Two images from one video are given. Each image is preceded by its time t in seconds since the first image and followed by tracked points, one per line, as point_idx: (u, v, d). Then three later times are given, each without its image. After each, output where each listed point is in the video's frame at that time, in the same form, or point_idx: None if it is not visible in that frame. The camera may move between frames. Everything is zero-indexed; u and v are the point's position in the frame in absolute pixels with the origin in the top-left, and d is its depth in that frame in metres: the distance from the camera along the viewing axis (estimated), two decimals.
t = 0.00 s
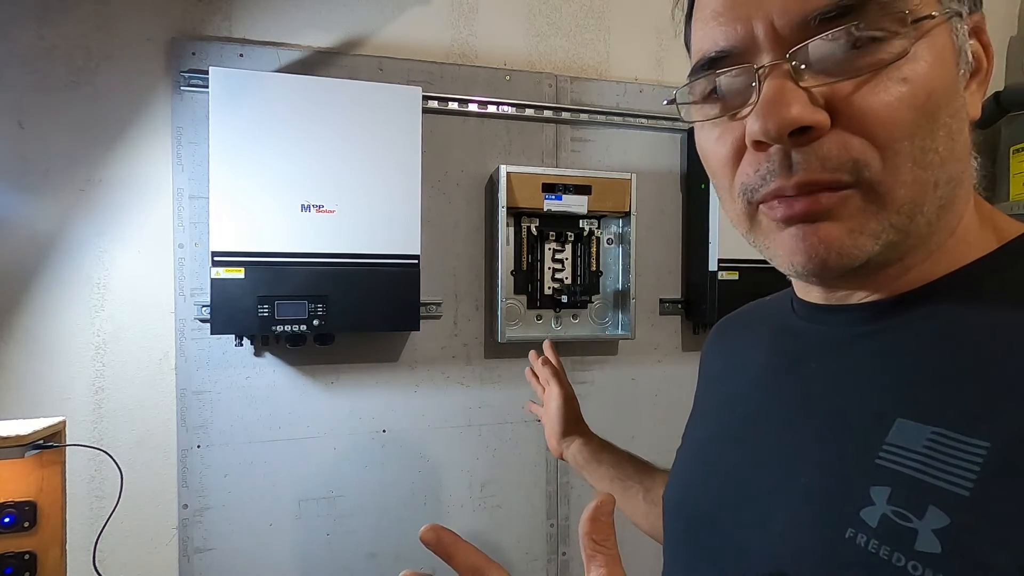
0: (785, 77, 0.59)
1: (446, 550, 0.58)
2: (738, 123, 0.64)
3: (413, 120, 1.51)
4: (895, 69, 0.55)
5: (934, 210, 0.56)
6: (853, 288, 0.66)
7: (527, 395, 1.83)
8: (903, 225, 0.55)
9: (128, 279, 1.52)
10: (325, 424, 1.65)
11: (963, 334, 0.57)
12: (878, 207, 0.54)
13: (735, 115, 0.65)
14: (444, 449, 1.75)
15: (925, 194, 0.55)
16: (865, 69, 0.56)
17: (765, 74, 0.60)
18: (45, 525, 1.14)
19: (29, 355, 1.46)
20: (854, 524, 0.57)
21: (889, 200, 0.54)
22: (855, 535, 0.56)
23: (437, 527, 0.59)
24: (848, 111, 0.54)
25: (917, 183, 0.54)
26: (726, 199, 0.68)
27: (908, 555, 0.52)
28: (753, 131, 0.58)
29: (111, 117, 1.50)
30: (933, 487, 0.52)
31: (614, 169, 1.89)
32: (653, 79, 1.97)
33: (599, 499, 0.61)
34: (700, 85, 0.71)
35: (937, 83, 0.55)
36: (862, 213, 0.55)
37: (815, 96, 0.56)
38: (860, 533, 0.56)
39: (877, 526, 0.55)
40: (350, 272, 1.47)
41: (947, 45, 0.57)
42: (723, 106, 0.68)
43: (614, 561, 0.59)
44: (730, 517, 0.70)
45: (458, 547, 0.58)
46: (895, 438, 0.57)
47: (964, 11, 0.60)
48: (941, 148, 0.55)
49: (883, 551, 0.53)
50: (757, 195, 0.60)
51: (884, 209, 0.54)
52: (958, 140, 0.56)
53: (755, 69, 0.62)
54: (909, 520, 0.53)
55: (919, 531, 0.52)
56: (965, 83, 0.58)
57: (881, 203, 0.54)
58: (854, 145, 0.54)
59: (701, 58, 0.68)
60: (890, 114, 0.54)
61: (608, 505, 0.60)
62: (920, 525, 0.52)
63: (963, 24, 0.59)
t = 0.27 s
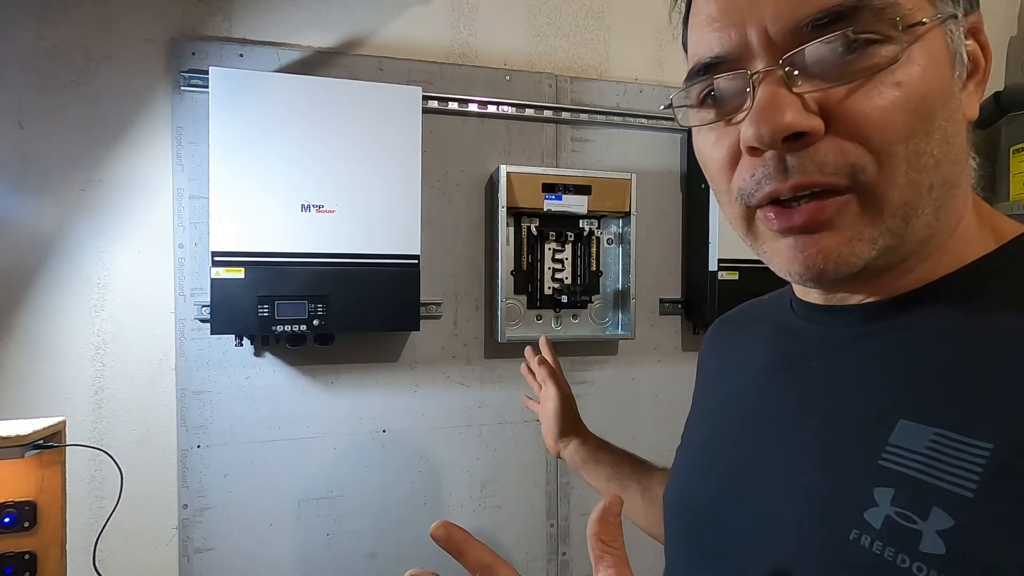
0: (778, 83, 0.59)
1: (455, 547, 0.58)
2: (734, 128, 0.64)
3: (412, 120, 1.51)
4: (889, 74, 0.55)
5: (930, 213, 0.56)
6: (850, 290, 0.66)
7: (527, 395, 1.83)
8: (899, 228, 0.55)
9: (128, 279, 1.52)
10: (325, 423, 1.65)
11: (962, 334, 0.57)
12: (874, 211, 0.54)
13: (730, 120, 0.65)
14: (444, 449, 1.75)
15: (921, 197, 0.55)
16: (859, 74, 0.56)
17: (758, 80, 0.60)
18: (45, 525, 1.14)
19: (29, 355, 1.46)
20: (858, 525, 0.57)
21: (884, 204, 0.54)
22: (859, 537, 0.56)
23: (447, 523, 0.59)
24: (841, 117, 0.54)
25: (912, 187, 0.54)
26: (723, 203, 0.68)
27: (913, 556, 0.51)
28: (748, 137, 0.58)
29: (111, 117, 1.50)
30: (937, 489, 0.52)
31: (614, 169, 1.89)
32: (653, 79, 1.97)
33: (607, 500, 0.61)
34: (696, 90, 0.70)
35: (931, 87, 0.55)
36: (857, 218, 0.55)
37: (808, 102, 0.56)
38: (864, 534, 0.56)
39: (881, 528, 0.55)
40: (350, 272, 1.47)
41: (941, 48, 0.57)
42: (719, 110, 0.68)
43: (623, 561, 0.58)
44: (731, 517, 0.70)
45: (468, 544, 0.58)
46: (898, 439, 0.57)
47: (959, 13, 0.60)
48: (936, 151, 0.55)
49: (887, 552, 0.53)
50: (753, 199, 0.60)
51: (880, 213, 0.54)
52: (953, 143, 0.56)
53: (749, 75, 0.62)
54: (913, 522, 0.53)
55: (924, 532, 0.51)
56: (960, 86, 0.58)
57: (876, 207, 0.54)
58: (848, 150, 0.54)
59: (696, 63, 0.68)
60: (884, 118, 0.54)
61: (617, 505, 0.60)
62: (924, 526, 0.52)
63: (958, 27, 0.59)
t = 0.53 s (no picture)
0: (781, 80, 0.59)
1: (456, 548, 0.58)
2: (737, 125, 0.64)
3: (412, 120, 1.51)
4: (894, 71, 0.55)
5: (935, 212, 0.56)
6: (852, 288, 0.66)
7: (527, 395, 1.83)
8: (902, 226, 0.55)
9: (128, 279, 1.52)
10: (325, 423, 1.65)
11: (964, 335, 0.57)
12: (879, 208, 0.54)
13: (732, 117, 0.65)
14: (444, 449, 1.75)
15: (926, 195, 0.55)
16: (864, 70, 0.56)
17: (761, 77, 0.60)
18: (45, 525, 1.14)
19: (29, 355, 1.46)
20: (862, 525, 0.57)
21: (888, 202, 0.54)
22: (864, 536, 0.56)
23: (447, 525, 0.59)
24: (844, 113, 0.55)
25: (917, 184, 0.54)
26: (727, 201, 0.68)
27: (919, 556, 0.52)
28: (750, 134, 0.59)
29: (111, 117, 1.50)
30: (941, 489, 0.52)
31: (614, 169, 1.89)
32: (653, 79, 1.97)
33: (607, 500, 0.61)
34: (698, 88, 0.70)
35: (937, 84, 0.55)
36: (860, 214, 0.55)
37: (811, 99, 0.56)
38: (869, 534, 0.56)
39: (885, 527, 0.55)
40: (350, 272, 1.47)
41: (947, 44, 0.57)
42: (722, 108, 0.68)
43: (622, 562, 0.58)
44: (734, 517, 0.70)
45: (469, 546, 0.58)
46: (902, 438, 0.57)
47: (967, 9, 0.59)
48: (941, 150, 0.55)
49: (892, 551, 0.53)
50: (757, 196, 0.60)
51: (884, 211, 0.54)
52: (959, 141, 0.56)
53: (753, 72, 0.62)
54: (918, 522, 0.53)
55: (929, 532, 0.52)
56: (966, 83, 0.58)
57: (880, 204, 0.54)
58: (851, 147, 0.54)
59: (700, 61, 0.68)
60: (889, 116, 0.54)
61: (617, 505, 0.60)
62: (929, 526, 0.52)
63: (964, 24, 0.59)
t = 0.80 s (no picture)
0: (801, 74, 0.58)
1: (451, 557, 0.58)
2: (751, 121, 0.64)
3: (412, 120, 1.51)
4: (910, 68, 0.55)
5: (946, 210, 0.56)
6: (858, 289, 0.65)
7: (527, 395, 1.83)
8: (915, 225, 0.55)
9: (129, 278, 1.52)
10: (325, 423, 1.65)
11: (964, 334, 0.57)
12: (895, 205, 0.54)
13: (745, 111, 0.65)
14: (444, 449, 1.75)
15: (938, 193, 0.55)
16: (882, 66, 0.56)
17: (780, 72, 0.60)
18: (45, 525, 1.14)
19: (29, 355, 1.46)
20: (861, 525, 0.57)
21: (904, 200, 0.54)
22: (862, 536, 0.56)
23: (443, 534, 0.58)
24: (865, 110, 0.54)
25: (931, 182, 0.54)
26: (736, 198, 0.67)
27: (915, 556, 0.52)
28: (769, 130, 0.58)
29: (112, 117, 1.50)
30: (938, 488, 0.52)
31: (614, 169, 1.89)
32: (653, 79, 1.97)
33: (599, 507, 0.66)
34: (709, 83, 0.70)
35: (951, 82, 0.55)
36: (878, 213, 0.55)
37: (831, 95, 0.56)
38: (867, 534, 0.56)
39: (883, 527, 0.55)
40: (350, 272, 1.47)
41: (960, 43, 0.57)
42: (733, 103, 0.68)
43: (616, 566, 0.63)
44: (734, 518, 0.70)
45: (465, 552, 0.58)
46: (900, 438, 0.57)
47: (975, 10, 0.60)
48: (952, 148, 0.55)
49: (890, 552, 0.53)
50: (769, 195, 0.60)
51: (899, 209, 0.54)
52: (968, 140, 0.57)
53: (772, 65, 0.61)
54: (916, 521, 0.52)
55: (926, 532, 0.51)
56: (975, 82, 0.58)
57: (897, 201, 0.54)
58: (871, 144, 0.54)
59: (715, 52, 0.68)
60: (906, 112, 0.54)
61: (608, 511, 0.65)
62: (926, 526, 0.52)
63: (973, 24, 0.60)
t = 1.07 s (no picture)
0: (813, 91, 0.58)
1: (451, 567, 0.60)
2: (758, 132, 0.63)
3: (412, 120, 1.51)
4: (923, 83, 0.55)
5: (949, 222, 0.57)
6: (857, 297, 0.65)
7: (527, 395, 1.83)
8: (923, 239, 0.56)
9: (129, 278, 1.52)
10: (325, 423, 1.65)
11: (964, 334, 0.57)
12: (905, 221, 0.54)
13: (751, 122, 0.64)
14: (444, 449, 1.75)
15: (945, 207, 0.55)
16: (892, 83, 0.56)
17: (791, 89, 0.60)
18: (45, 525, 1.14)
19: (29, 355, 1.46)
20: (864, 525, 0.56)
21: (915, 216, 0.54)
22: (866, 536, 0.56)
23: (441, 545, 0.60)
24: (878, 129, 0.54)
25: (940, 197, 0.55)
26: (737, 209, 0.67)
27: (921, 556, 0.52)
28: (781, 149, 0.58)
29: (112, 117, 1.50)
30: (942, 488, 0.52)
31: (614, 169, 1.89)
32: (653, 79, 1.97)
33: (598, 515, 0.70)
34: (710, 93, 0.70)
35: (958, 98, 0.56)
36: (890, 230, 0.54)
37: (845, 114, 0.55)
38: (871, 534, 0.56)
39: (888, 527, 0.55)
40: (350, 272, 1.47)
41: (965, 59, 0.57)
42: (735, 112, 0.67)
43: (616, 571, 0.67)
44: (735, 518, 0.69)
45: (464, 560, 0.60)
46: (902, 437, 0.57)
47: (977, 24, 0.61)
48: (959, 163, 0.56)
49: (895, 551, 0.53)
50: (779, 208, 0.59)
51: (910, 225, 0.54)
52: (971, 154, 0.57)
53: (784, 83, 0.61)
54: (921, 521, 0.52)
55: (931, 531, 0.52)
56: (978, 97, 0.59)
57: (909, 219, 0.54)
58: (886, 162, 0.54)
59: (717, 60, 0.67)
60: (918, 128, 0.54)
61: (607, 519, 0.69)
62: (931, 524, 0.52)
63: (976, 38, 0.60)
